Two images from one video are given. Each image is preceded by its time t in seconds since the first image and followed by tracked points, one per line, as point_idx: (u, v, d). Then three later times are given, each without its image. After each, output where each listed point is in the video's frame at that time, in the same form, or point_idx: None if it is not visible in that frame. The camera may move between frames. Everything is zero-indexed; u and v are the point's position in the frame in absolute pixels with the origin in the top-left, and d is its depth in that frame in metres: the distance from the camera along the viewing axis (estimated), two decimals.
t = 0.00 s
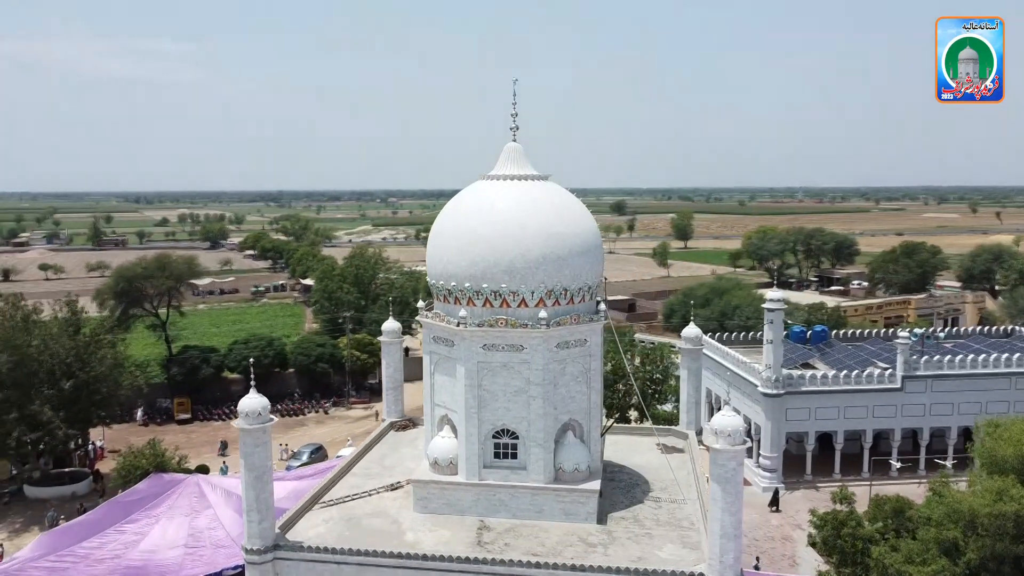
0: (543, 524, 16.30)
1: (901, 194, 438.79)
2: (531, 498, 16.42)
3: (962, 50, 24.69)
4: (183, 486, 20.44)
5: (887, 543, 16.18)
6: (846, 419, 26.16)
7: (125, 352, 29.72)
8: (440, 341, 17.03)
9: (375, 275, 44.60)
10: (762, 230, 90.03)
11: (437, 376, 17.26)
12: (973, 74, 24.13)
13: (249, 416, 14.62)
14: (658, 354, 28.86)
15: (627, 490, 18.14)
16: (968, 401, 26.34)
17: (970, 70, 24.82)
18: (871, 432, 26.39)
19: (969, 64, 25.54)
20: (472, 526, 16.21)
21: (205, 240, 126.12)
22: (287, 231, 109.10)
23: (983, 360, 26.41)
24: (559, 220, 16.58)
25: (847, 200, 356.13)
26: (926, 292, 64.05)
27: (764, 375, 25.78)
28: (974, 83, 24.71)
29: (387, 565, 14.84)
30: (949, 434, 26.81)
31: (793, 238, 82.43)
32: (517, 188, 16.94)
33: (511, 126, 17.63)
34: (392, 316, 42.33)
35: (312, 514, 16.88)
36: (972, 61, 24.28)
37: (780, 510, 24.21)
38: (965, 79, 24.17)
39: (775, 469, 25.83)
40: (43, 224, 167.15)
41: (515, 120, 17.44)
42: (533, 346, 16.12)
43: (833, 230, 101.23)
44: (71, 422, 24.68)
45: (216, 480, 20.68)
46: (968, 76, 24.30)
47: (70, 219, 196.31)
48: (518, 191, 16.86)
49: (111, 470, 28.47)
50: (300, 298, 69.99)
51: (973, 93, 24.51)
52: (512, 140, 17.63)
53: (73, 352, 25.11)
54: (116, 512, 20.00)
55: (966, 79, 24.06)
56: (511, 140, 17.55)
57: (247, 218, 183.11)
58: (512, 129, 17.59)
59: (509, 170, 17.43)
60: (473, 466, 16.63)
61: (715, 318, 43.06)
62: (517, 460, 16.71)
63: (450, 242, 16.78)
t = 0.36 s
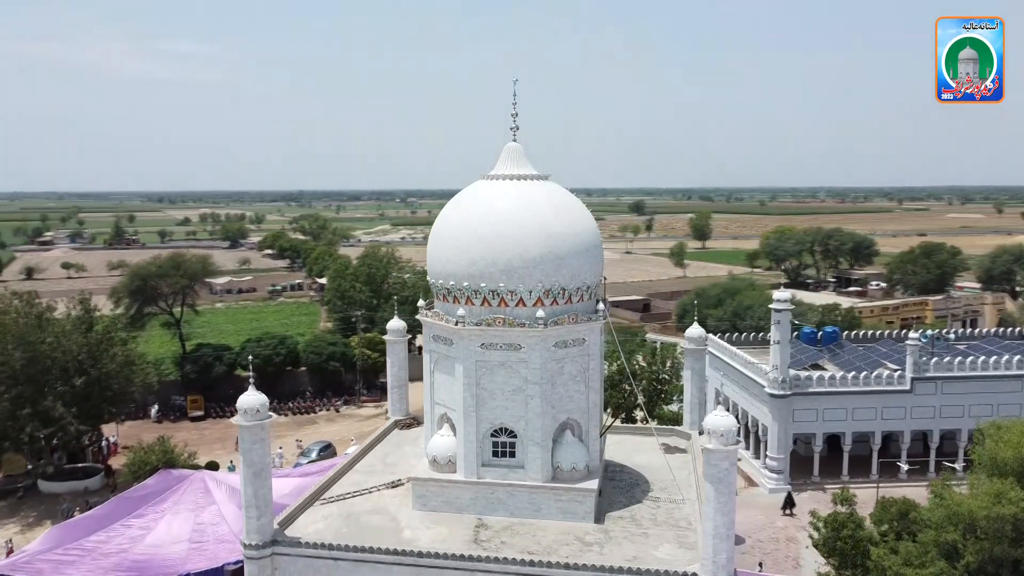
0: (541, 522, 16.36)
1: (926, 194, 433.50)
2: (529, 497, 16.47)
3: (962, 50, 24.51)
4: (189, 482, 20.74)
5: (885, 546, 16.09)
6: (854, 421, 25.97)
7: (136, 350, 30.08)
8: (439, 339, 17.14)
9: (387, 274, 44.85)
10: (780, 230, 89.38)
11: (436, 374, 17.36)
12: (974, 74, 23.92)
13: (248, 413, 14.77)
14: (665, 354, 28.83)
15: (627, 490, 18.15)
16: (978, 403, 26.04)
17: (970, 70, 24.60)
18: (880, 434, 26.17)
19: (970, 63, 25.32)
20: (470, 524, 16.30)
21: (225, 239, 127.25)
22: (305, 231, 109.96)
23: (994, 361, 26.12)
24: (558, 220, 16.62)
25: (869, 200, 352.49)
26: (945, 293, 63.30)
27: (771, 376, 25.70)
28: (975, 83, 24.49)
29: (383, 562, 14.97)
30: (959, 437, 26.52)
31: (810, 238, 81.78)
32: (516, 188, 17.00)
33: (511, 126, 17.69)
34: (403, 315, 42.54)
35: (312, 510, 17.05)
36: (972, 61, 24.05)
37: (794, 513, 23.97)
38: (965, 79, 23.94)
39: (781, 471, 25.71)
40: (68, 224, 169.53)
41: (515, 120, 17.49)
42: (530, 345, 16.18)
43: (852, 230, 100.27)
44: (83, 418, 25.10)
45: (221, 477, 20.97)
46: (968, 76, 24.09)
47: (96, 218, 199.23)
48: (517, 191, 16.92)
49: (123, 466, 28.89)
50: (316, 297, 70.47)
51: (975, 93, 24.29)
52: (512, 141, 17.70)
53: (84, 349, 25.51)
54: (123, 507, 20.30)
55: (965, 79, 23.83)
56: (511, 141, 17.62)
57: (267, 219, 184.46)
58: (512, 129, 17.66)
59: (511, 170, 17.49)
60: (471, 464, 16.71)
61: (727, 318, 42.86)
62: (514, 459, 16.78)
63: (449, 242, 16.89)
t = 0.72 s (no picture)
0: (538, 520, 16.43)
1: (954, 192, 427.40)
2: (526, 495, 16.54)
3: (962, 50, 24.35)
4: (195, 478, 21.02)
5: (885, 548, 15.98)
6: (862, 422, 25.78)
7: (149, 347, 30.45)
8: (439, 338, 17.25)
9: (400, 273, 45.10)
10: (797, 231, 88.76)
11: (436, 373, 17.47)
12: (974, 74, 23.75)
13: (247, 410, 14.95)
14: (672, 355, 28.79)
15: (626, 490, 18.15)
16: (989, 405, 25.72)
17: (970, 70, 24.43)
18: (888, 436, 25.94)
19: (972, 63, 25.12)
20: (467, 522, 16.39)
21: (245, 238, 128.38)
22: (323, 231, 110.81)
23: (1005, 363, 25.80)
24: (557, 220, 16.68)
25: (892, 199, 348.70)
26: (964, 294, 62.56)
27: (778, 377, 25.61)
28: (976, 83, 24.30)
29: (379, 558, 15.08)
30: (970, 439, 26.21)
31: (828, 239, 81.13)
32: (516, 187, 17.08)
33: (512, 126, 17.75)
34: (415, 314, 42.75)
35: (312, 506, 17.23)
36: (973, 61, 23.85)
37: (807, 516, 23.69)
38: (965, 79, 23.78)
39: (788, 472, 25.59)
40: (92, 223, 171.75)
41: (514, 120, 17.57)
42: (528, 343, 16.24)
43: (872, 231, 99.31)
44: (94, 413, 25.60)
45: (226, 473, 21.25)
46: (968, 76, 23.92)
47: (119, 217, 201.75)
48: (516, 191, 17.00)
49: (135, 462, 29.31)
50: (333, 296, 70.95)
51: (977, 92, 24.10)
52: (512, 141, 17.79)
53: (96, 346, 25.98)
54: (130, 501, 20.61)
55: (965, 79, 23.67)
56: (511, 141, 17.71)
57: (287, 219, 185.79)
58: (513, 129, 17.74)
59: (512, 170, 17.58)
60: (470, 462, 16.80)
61: (740, 319, 42.66)
62: (513, 458, 16.85)
63: (449, 240, 17.00)
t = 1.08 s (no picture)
0: (535, 518, 16.50)
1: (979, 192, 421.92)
2: (524, 493, 16.61)
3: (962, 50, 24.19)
4: (201, 474, 21.31)
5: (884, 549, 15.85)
6: (870, 423, 25.58)
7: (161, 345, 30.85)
8: (439, 336, 17.38)
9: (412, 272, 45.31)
10: (815, 230, 88.10)
11: (436, 371, 17.59)
12: (974, 75, 23.57)
13: (246, 406, 15.14)
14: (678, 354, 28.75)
15: (625, 489, 18.18)
16: (1000, 407, 25.41)
17: (971, 70, 24.23)
18: (896, 438, 25.72)
19: (972, 62, 24.94)
20: (465, 519, 16.50)
21: (264, 237, 129.32)
22: (340, 231, 111.39)
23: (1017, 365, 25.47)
24: (556, 221, 16.74)
25: (916, 199, 344.73)
26: (984, 295, 61.80)
27: (784, 378, 25.53)
28: (976, 83, 24.11)
29: (375, 554, 15.21)
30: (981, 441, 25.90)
31: (846, 239, 80.41)
32: (515, 188, 17.16)
33: (512, 126, 17.80)
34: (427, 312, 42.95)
35: (313, 502, 17.42)
36: (973, 60, 23.67)
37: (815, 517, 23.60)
38: (965, 79, 23.60)
39: (795, 473, 25.48)
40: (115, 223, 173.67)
41: (514, 120, 17.63)
42: (526, 342, 16.29)
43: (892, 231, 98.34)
44: (106, 409, 25.99)
45: (232, 470, 21.56)
46: (967, 76, 23.74)
47: (141, 216, 203.80)
48: (515, 190, 17.08)
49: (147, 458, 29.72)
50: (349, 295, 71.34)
51: (978, 93, 23.90)
52: (512, 141, 17.84)
53: (108, 343, 26.40)
54: (138, 495, 20.92)
55: (965, 79, 23.50)
56: (511, 141, 17.77)
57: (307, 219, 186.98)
58: (512, 129, 17.81)
59: (512, 170, 17.65)
60: (468, 460, 16.88)
61: (752, 319, 42.46)
62: (511, 456, 16.93)
63: (448, 240, 17.12)
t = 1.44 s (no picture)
0: (533, 517, 16.57)
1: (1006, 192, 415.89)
2: (522, 492, 16.69)
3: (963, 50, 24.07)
4: (207, 470, 21.60)
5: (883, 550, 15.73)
6: (878, 425, 25.38)
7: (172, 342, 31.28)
8: (438, 335, 17.49)
9: (424, 271, 45.56)
10: (835, 230, 87.33)
11: (436, 370, 17.71)
12: (975, 75, 23.46)
13: (245, 404, 15.36)
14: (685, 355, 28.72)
15: (625, 489, 18.19)
16: (1011, 410, 25.08)
17: (972, 69, 24.10)
18: (905, 440, 25.49)
19: (974, 62, 24.79)
20: (463, 517, 16.60)
21: (283, 237, 130.26)
22: (358, 230, 111.90)
23: None
24: (555, 220, 16.78)
25: (941, 199, 340.40)
26: (1004, 296, 60.99)
27: (792, 378, 25.42)
28: (976, 83, 23.99)
29: (372, 550, 15.35)
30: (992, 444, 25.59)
31: (865, 239, 79.66)
32: (515, 188, 17.23)
33: (512, 126, 17.89)
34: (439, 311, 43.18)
35: (314, 499, 17.62)
36: (973, 61, 23.58)
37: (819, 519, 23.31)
38: (965, 79, 23.50)
39: (802, 474, 25.34)
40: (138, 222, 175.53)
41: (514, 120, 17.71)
42: (524, 341, 16.36)
43: (913, 231, 97.27)
44: (118, 406, 26.47)
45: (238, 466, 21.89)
46: (968, 76, 23.63)
47: (164, 216, 205.99)
48: (514, 190, 17.15)
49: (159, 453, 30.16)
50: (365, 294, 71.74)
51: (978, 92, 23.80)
52: (512, 141, 17.93)
53: (121, 341, 26.90)
54: (145, 490, 21.25)
55: (965, 78, 23.37)
56: (510, 141, 17.86)
57: (327, 218, 188.11)
58: (512, 129, 17.89)
59: (512, 170, 17.75)
60: (466, 458, 16.98)
61: (765, 320, 42.24)
62: (509, 454, 17.01)
63: (448, 240, 17.22)
